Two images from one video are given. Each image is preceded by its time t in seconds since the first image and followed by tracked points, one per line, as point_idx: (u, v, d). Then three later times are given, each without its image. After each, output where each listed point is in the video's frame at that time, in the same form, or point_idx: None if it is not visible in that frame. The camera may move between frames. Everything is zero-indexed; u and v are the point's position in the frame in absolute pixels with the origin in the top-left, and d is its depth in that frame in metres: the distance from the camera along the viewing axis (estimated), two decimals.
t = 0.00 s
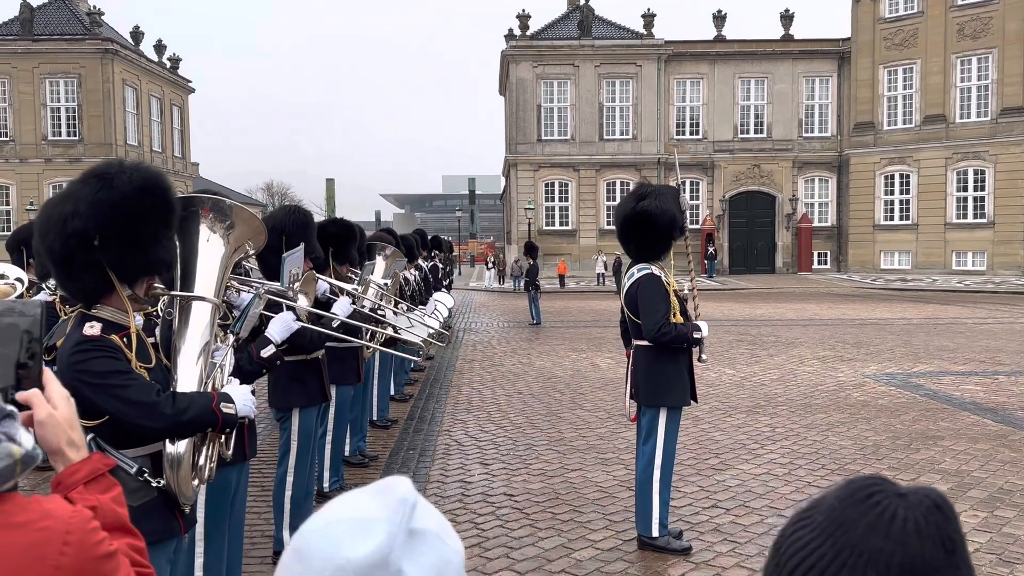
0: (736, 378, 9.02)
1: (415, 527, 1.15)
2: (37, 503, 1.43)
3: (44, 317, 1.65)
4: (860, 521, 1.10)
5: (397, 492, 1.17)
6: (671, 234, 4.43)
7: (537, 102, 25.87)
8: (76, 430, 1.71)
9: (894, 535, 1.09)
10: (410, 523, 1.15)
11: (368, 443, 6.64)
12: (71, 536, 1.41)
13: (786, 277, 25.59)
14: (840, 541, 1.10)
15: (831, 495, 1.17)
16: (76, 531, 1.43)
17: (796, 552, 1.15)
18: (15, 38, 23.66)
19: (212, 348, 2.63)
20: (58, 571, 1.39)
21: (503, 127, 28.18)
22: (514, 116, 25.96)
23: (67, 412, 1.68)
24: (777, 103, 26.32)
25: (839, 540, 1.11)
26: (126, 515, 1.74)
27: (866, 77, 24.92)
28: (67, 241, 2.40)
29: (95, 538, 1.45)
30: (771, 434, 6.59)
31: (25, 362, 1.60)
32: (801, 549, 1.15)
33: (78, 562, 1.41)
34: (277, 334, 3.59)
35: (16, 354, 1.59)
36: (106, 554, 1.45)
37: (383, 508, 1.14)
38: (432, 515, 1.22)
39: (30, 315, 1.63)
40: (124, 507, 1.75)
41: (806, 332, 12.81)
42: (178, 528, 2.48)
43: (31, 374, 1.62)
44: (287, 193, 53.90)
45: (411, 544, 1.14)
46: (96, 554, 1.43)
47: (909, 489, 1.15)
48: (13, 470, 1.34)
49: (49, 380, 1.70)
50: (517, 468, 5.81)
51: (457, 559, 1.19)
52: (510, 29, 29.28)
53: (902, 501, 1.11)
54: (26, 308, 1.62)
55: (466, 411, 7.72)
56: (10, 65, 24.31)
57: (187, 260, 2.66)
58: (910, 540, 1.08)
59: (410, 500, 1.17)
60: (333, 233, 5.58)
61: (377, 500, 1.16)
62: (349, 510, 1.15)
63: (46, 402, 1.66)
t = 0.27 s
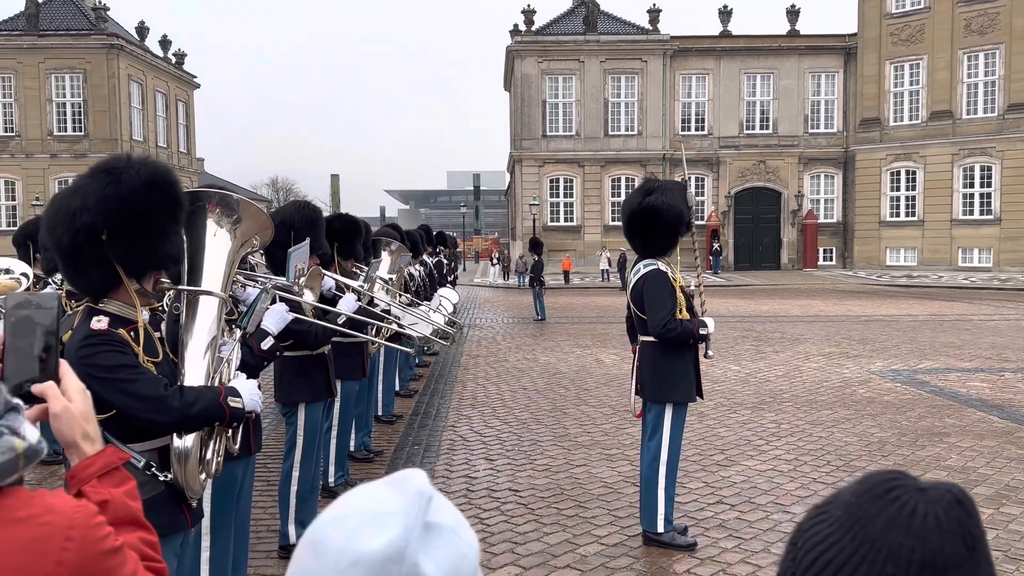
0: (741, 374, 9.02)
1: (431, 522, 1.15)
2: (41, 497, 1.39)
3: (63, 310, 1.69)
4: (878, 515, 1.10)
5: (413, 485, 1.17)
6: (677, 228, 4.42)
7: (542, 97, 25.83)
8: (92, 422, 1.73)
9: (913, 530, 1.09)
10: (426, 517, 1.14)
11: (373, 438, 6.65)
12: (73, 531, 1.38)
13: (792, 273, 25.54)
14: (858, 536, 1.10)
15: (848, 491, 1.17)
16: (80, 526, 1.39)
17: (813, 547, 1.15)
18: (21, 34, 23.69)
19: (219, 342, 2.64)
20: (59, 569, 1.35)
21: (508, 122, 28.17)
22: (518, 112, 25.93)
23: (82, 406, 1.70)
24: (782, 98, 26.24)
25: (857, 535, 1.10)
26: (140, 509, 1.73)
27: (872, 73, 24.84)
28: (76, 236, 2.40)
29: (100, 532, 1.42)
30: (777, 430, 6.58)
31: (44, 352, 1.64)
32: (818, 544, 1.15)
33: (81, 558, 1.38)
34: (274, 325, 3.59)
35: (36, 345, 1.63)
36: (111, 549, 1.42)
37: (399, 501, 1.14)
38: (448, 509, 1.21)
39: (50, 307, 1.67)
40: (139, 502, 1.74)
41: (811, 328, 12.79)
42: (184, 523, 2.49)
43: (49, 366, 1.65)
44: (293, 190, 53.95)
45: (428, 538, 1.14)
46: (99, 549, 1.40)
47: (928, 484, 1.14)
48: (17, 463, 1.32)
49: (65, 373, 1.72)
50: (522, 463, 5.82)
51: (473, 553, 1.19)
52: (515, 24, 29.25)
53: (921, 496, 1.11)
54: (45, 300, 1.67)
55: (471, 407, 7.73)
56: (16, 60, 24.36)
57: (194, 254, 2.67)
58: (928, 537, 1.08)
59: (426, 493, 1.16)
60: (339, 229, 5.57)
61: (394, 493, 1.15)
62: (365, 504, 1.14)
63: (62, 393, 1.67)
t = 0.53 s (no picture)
0: (745, 372, 9.00)
1: (436, 521, 1.15)
2: (39, 496, 1.40)
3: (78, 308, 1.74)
4: (883, 517, 1.10)
5: (418, 483, 1.16)
6: (682, 226, 4.42)
7: (547, 94, 25.79)
8: (106, 419, 1.69)
9: (918, 532, 1.08)
10: (430, 516, 1.14)
11: (376, 435, 6.66)
12: (70, 529, 1.38)
13: (797, 270, 25.50)
14: (863, 538, 1.10)
15: (853, 491, 1.16)
16: (77, 525, 1.39)
17: (817, 549, 1.15)
18: (26, 30, 23.74)
19: (224, 339, 2.64)
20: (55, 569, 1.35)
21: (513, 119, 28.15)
22: (523, 108, 25.91)
23: (96, 402, 1.67)
24: (788, 95, 26.17)
25: (862, 536, 1.10)
26: (150, 506, 1.73)
27: (878, 70, 24.74)
28: (82, 234, 2.40)
29: (99, 531, 1.42)
30: (781, 428, 6.57)
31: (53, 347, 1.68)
32: (821, 546, 1.15)
33: (78, 557, 1.38)
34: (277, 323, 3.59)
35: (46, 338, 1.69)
36: (110, 547, 1.42)
37: (402, 500, 1.13)
38: (453, 506, 1.21)
39: (65, 304, 1.73)
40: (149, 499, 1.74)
41: (815, 326, 12.76)
42: (189, 518, 2.49)
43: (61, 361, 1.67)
44: (297, 186, 54.02)
45: (432, 537, 1.14)
46: (96, 549, 1.40)
47: (934, 484, 1.14)
48: (15, 462, 1.32)
49: (80, 369, 1.70)
50: (526, 460, 5.82)
51: (476, 552, 1.19)
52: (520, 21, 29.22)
53: (926, 497, 1.10)
54: (61, 295, 1.72)
55: (474, 404, 7.74)
56: (22, 56, 24.41)
57: (199, 252, 2.67)
58: (932, 540, 1.08)
59: (430, 492, 1.16)
60: (341, 226, 5.57)
61: (398, 490, 1.15)
62: (370, 502, 1.14)
63: (75, 388, 1.66)
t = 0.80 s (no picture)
0: (749, 370, 9.00)
1: (439, 520, 1.15)
2: (39, 494, 1.37)
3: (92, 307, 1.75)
4: (890, 522, 1.09)
5: (422, 484, 1.17)
6: (686, 224, 4.41)
7: (551, 91, 25.78)
8: (118, 415, 1.68)
9: (920, 532, 1.08)
10: (435, 515, 1.15)
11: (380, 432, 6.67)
12: (68, 528, 1.35)
13: (801, 268, 25.47)
14: (868, 539, 1.10)
15: (858, 491, 1.16)
16: (76, 523, 1.36)
17: (822, 550, 1.14)
18: (31, 27, 23.77)
19: (229, 336, 2.64)
20: (52, 570, 1.33)
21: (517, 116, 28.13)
22: (527, 106, 25.91)
23: (108, 398, 1.66)
24: (792, 93, 26.13)
25: (865, 536, 1.10)
26: (161, 503, 1.70)
27: (883, 68, 24.69)
28: (89, 230, 2.40)
29: (100, 531, 1.39)
30: (784, 427, 6.57)
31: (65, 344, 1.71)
32: (825, 545, 1.15)
33: (76, 557, 1.35)
34: (280, 321, 3.59)
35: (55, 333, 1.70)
36: (111, 548, 1.39)
37: (407, 500, 1.14)
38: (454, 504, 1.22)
39: (79, 302, 1.74)
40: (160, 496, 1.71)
41: (820, 324, 12.75)
42: (194, 515, 2.50)
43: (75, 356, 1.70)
44: (301, 183, 54.08)
45: (436, 537, 1.14)
46: (96, 549, 1.37)
47: (936, 485, 1.13)
48: (12, 460, 1.31)
49: (93, 365, 1.71)
50: (529, 458, 5.82)
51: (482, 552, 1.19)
52: (524, 18, 29.21)
53: (930, 497, 1.10)
54: (75, 292, 1.74)
55: (478, 401, 7.74)
56: (27, 53, 24.46)
57: (205, 249, 2.68)
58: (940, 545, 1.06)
59: (435, 489, 1.17)
60: (346, 223, 5.57)
61: (402, 490, 1.16)
62: (376, 501, 1.14)
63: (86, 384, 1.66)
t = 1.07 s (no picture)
0: (752, 369, 8.99)
1: (442, 519, 1.15)
2: (41, 492, 1.36)
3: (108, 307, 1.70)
4: (890, 519, 1.09)
5: (426, 482, 1.17)
6: (690, 223, 4.41)
7: (554, 90, 25.77)
8: (132, 411, 1.69)
9: (916, 529, 1.08)
10: (438, 512, 1.15)
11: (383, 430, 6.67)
12: (69, 526, 1.33)
13: (804, 267, 25.43)
14: (864, 536, 1.10)
15: (857, 489, 1.16)
16: (77, 520, 1.34)
17: (823, 548, 1.15)
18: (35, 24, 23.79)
19: (235, 334, 2.65)
20: (53, 569, 1.30)
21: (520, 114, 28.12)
22: (531, 104, 25.90)
23: (122, 394, 1.68)
24: (796, 92, 26.08)
25: (864, 532, 1.11)
26: (173, 500, 1.69)
27: (887, 66, 24.62)
28: (95, 227, 2.41)
29: (102, 530, 1.36)
30: (787, 426, 6.56)
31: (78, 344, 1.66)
32: (824, 543, 1.15)
33: (77, 555, 1.32)
34: (285, 320, 3.59)
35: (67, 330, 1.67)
36: (113, 546, 1.37)
37: (411, 499, 1.14)
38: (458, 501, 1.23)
39: (97, 299, 1.68)
40: (174, 492, 1.71)
41: (823, 323, 12.74)
42: (199, 511, 2.51)
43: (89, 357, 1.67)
44: (305, 181, 54.11)
45: (439, 535, 1.15)
46: (98, 547, 1.34)
47: (934, 483, 1.13)
48: (12, 456, 1.30)
49: (109, 362, 1.72)
50: (531, 456, 5.82)
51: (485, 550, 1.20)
52: (527, 16, 29.18)
53: (926, 495, 1.10)
54: (91, 289, 1.68)
55: (480, 399, 7.74)
56: (31, 50, 24.49)
57: (211, 247, 2.68)
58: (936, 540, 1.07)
59: (438, 488, 1.17)
60: (350, 222, 5.57)
61: (406, 488, 1.16)
62: (380, 500, 1.15)
63: (101, 381, 1.67)
